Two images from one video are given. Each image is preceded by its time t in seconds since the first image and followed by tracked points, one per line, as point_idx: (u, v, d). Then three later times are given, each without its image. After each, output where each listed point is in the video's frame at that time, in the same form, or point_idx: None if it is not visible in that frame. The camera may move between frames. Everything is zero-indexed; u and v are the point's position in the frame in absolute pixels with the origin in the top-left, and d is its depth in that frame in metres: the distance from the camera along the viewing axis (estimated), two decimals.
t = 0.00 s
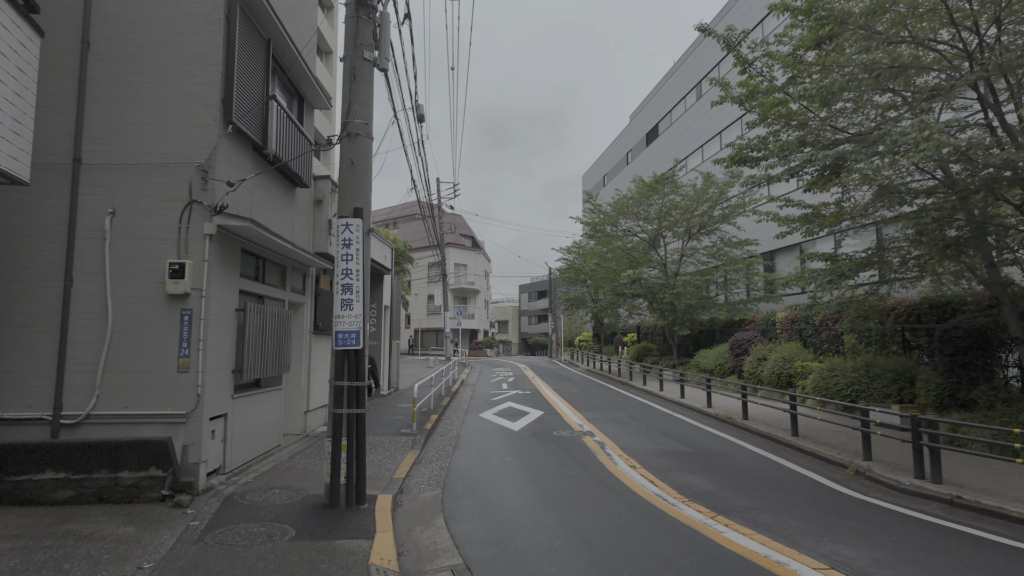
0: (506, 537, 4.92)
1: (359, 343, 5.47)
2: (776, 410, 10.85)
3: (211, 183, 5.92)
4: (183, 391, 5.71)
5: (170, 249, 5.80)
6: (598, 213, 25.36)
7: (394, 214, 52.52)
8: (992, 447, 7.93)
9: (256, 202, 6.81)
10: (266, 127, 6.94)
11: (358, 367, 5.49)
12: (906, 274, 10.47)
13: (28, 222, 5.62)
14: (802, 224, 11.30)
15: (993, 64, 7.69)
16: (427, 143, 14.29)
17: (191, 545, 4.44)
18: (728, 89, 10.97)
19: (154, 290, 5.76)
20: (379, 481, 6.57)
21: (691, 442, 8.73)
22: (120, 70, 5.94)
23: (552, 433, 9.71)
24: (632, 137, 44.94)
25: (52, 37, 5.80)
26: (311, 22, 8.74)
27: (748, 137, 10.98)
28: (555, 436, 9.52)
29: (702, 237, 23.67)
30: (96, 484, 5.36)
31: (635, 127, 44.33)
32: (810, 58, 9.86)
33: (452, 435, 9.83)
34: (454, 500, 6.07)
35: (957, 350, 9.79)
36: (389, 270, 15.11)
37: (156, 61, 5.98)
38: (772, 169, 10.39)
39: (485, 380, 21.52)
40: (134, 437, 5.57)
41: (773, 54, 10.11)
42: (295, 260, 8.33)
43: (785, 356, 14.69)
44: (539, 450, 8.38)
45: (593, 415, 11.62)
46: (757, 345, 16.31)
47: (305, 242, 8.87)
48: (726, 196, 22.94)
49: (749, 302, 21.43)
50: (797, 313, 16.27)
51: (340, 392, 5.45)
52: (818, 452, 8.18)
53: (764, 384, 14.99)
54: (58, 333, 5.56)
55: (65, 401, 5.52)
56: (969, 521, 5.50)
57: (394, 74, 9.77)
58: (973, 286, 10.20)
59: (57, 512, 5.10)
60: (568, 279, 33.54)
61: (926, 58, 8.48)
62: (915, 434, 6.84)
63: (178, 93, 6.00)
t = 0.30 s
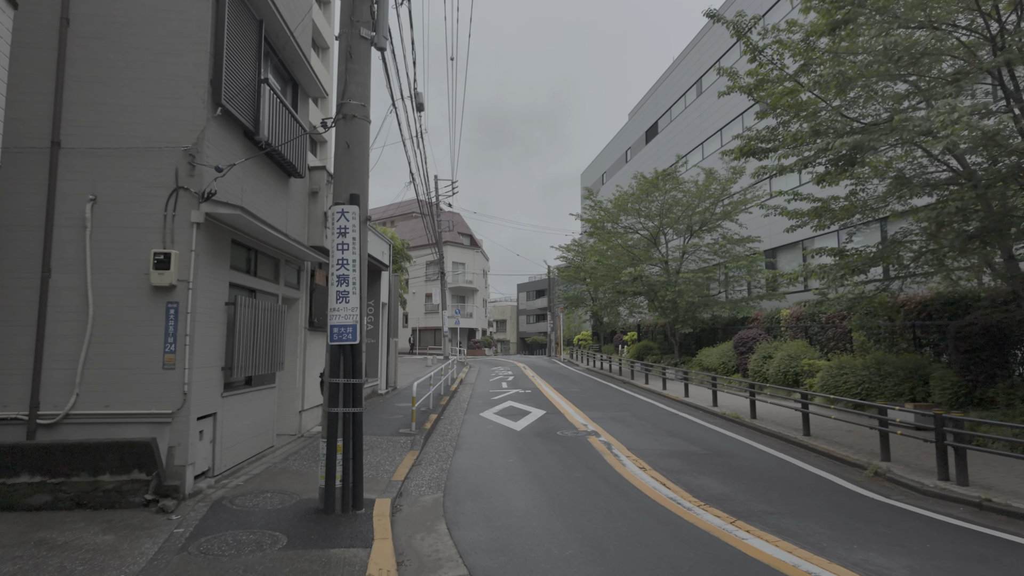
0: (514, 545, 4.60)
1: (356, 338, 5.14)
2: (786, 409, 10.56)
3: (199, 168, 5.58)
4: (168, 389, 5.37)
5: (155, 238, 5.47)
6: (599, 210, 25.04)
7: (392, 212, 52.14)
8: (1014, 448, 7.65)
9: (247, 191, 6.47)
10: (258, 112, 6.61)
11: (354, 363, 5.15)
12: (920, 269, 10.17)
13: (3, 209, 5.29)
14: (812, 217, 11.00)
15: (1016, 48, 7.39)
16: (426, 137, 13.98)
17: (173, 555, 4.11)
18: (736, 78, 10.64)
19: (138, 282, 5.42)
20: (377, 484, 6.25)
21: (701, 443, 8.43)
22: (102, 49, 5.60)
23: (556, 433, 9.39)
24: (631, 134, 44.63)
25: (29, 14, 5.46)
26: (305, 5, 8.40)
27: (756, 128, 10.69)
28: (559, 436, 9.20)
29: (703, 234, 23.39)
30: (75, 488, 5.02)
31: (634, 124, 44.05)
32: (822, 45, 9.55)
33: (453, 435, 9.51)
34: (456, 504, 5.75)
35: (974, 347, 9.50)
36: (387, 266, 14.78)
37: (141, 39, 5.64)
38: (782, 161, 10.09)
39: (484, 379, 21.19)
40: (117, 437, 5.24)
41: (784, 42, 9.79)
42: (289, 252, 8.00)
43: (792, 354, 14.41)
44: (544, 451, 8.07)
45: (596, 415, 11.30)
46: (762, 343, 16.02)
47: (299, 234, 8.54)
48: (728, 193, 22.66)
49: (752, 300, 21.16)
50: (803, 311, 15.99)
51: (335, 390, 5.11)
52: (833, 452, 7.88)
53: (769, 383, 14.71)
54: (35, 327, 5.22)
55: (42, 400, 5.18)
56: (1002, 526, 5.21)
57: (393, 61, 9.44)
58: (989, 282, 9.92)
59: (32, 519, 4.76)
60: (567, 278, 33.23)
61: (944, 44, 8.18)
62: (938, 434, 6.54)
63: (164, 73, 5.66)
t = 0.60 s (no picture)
0: (526, 564, 4.26)
1: (355, 340, 4.80)
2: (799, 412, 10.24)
3: (188, 158, 5.24)
4: (155, 394, 5.02)
5: (142, 233, 5.12)
6: (602, 207, 24.68)
7: (391, 210, 51.75)
8: None
9: (240, 184, 6.12)
10: (251, 101, 6.26)
11: (354, 366, 4.82)
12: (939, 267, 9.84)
13: None
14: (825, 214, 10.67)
15: None
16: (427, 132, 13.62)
17: None
18: (748, 70, 10.29)
19: (123, 281, 5.07)
20: (378, 493, 5.92)
21: (714, 448, 8.10)
22: (85, 32, 5.25)
23: (563, 437, 9.06)
24: (632, 132, 44.28)
25: None
26: None
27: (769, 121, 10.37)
28: (566, 440, 8.86)
29: (707, 232, 23.06)
30: (54, 501, 4.68)
31: (636, 121, 43.69)
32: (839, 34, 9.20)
33: (456, 439, 9.17)
34: (462, 516, 5.41)
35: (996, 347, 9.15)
36: (387, 264, 14.43)
37: (126, 21, 5.29)
38: (796, 155, 9.76)
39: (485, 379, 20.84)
40: (100, 447, 4.90)
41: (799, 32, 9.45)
42: (284, 250, 7.64)
43: (801, 355, 14.09)
44: (551, 457, 7.75)
45: (603, 417, 10.96)
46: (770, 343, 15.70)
47: (296, 230, 8.20)
48: (733, 189, 22.33)
49: (757, 299, 20.84)
50: (811, 310, 15.68)
51: (334, 396, 4.77)
52: (853, 458, 7.56)
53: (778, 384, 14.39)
54: (12, 328, 4.88)
55: (20, 406, 4.84)
56: None
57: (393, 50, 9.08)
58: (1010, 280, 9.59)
59: (8, 535, 4.43)
60: (569, 276, 32.89)
61: (969, 32, 7.83)
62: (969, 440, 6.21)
63: (151, 58, 5.31)
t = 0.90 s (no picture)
0: None
1: (357, 338, 4.50)
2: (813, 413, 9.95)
3: (179, 144, 4.92)
4: (144, 395, 4.71)
5: (130, 224, 4.81)
6: (604, 204, 24.37)
7: (390, 209, 51.43)
8: None
9: (234, 174, 5.80)
10: (247, 86, 5.95)
11: (356, 366, 4.51)
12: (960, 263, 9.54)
13: None
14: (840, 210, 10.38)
15: None
16: (429, 126, 13.30)
17: None
18: (761, 60, 9.97)
19: (110, 274, 4.76)
20: (381, 500, 5.61)
21: (729, 451, 7.81)
22: (69, 9, 4.92)
23: (570, 439, 8.77)
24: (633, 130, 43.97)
25: None
26: None
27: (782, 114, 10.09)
28: (574, 442, 8.57)
29: (712, 230, 22.78)
30: (35, 510, 4.37)
31: (637, 119, 43.41)
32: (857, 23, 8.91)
33: (460, 441, 8.85)
34: (470, 525, 5.11)
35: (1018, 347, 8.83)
36: (387, 261, 14.11)
37: None
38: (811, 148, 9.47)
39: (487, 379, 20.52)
40: (84, 452, 4.59)
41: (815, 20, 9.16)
42: (282, 244, 7.31)
43: (811, 354, 13.80)
44: (559, 461, 7.43)
45: (610, 419, 10.65)
46: (778, 342, 15.40)
47: (294, 224, 7.89)
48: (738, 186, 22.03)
49: (762, 298, 20.56)
50: (820, 309, 15.39)
51: (335, 398, 4.46)
52: (875, 462, 7.26)
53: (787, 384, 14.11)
54: None
55: None
56: None
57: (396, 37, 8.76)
58: None
59: None
60: (570, 275, 32.62)
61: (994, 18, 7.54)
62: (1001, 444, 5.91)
63: (141, 37, 4.99)
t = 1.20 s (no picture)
0: None
1: (353, 338, 4.18)
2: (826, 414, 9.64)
3: (162, 130, 4.60)
4: (124, 399, 4.39)
5: (108, 215, 4.48)
6: (606, 201, 24.05)
7: (389, 207, 51.11)
8: None
9: (222, 164, 5.48)
10: (236, 70, 5.62)
11: (350, 368, 4.18)
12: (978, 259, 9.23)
13: None
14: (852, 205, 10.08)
15: None
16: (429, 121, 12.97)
17: None
18: (771, 49, 9.66)
19: (86, 269, 4.42)
20: (379, 509, 5.30)
21: (741, 455, 7.49)
22: None
23: (575, 441, 8.46)
24: (634, 127, 43.68)
25: None
26: None
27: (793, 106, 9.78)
28: (580, 444, 8.25)
29: (714, 227, 22.48)
30: (4, 523, 4.05)
31: (637, 117, 43.11)
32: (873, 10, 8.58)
33: (461, 444, 8.53)
34: (474, 537, 4.78)
35: None
36: (386, 259, 13.79)
37: None
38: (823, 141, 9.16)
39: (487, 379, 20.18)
40: (59, 459, 4.26)
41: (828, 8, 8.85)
42: (274, 239, 6.99)
43: (819, 353, 13.49)
44: (565, 465, 7.12)
45: (616, 420, 10.32)
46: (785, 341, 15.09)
47: (288, 218, 7.57)
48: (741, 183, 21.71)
49: (767, 296, 20.24)
50: (827, 307, 15.09)
51: (330, 400, 4.15)
52: (895, 466, 6.95)
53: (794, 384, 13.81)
54: None
55: None
56: None
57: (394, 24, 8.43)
58: None
59: None
60: (570, 274, 32.31)
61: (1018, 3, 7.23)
62: None
63: (121, 15, 4.66)
